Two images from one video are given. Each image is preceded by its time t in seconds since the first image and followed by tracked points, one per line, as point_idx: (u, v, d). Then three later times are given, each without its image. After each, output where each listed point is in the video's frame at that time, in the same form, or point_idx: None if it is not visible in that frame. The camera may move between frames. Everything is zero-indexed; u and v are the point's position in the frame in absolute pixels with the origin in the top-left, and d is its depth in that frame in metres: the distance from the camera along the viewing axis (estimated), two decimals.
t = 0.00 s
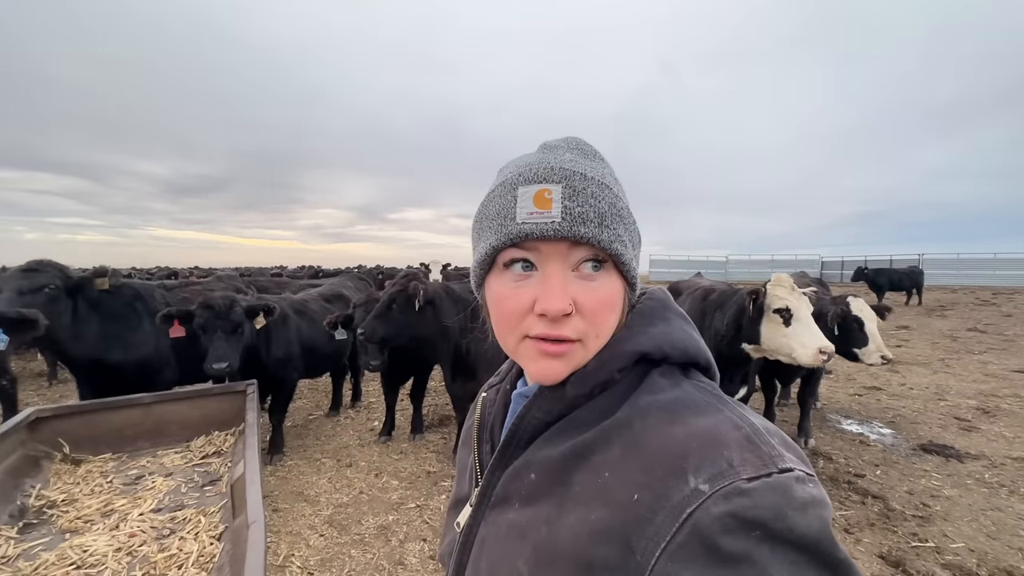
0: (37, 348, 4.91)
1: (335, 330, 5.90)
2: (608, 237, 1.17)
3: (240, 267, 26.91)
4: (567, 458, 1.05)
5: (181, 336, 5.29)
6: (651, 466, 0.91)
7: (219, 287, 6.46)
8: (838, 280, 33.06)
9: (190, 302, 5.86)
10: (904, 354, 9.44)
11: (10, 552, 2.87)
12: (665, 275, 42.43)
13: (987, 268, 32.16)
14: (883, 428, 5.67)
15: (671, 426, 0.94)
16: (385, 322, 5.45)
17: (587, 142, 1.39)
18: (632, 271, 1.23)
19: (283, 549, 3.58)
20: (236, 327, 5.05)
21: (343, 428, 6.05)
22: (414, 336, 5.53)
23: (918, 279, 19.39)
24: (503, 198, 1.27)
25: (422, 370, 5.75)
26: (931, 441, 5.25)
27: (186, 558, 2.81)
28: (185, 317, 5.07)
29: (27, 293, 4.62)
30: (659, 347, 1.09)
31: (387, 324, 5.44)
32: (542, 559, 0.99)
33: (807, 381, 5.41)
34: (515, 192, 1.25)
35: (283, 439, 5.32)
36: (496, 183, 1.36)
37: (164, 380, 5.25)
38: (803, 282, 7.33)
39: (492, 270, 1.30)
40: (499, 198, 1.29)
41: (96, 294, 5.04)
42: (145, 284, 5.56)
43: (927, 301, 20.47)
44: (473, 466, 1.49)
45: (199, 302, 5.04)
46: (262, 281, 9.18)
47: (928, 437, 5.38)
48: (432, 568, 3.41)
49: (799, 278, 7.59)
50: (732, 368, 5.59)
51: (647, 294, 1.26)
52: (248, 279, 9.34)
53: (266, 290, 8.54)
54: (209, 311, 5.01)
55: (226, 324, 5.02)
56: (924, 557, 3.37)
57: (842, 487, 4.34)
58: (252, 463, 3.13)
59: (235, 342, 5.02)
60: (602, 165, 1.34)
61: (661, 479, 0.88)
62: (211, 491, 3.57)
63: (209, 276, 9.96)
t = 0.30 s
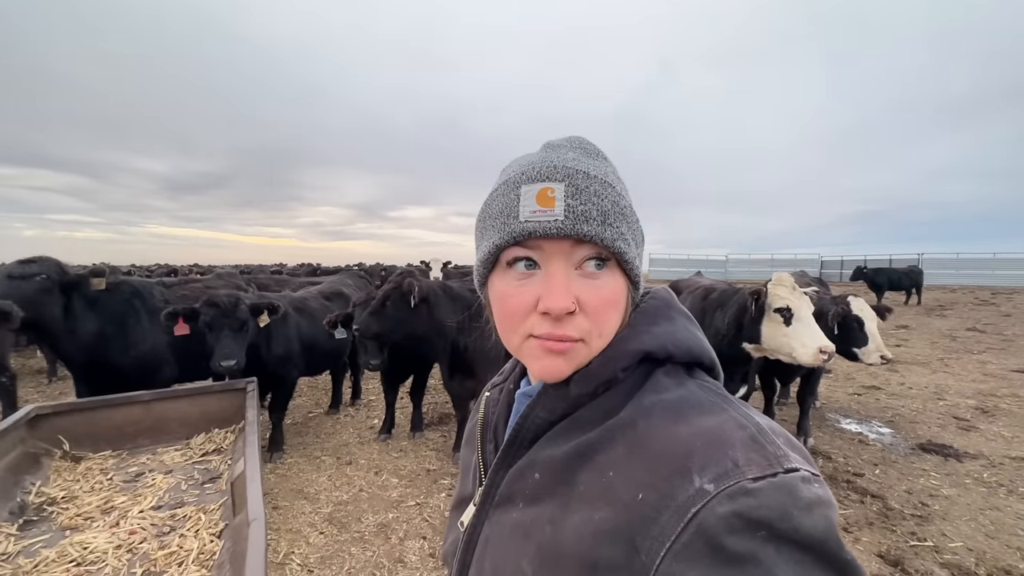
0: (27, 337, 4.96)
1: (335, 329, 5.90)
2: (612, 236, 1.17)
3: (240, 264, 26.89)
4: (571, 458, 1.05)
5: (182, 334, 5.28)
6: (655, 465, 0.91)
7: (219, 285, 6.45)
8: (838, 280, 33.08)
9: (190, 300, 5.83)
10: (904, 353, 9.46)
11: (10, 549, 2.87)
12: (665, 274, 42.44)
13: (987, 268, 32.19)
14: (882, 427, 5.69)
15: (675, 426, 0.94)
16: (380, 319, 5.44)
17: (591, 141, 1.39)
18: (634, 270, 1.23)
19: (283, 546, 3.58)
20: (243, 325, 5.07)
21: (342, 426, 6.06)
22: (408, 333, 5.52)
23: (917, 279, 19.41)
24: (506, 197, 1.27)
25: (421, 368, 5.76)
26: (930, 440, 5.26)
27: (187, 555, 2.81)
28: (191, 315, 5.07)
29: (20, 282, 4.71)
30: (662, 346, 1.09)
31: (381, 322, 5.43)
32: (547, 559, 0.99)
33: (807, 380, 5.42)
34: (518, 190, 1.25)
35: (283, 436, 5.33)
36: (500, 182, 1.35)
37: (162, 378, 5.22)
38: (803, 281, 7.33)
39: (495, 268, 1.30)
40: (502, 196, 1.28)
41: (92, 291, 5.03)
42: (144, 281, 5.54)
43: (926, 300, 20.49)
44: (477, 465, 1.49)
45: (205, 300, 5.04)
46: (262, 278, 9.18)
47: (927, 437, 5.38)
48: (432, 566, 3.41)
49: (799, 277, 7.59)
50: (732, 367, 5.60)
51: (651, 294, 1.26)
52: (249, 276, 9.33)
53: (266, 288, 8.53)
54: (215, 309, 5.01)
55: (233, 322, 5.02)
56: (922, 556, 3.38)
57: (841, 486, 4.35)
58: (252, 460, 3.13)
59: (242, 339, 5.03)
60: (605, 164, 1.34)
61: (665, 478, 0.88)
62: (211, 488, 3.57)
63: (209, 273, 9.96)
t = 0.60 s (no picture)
0: (20, 332, 4.92)
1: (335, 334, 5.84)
2: (601, 234, 1.16)
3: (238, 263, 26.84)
4: (567, 460, 1.05)
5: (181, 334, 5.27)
6: (652, 469, 0.91)
7: (218, 284, 6.44)
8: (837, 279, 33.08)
9: (189, 298, 5.82)
10: (902, 353, 9.47)
11: (9, 547, 2.87)
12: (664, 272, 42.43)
13: (985, 267, 32.22)
14: (880, 426, 5.70)
15: (672, 429, 0.94)
16: (377, 319, 5.41)
17: (592, 143, 1.38)
18: (629, 270, 1.21)
19: (282, 545, 3.58)
20: (246, 326, 5.07)
21: (342, 424, 6.06)
22: (404, 332, 5.51)
23: (916, 279, 19.43)
24: (500, 195, 1.27)
25: (420, 367, 5.76)
26: (928, 440, 5.28)
27: (186, 554, 2.81)
28: (193, 315, 5.07)
29: (20, 279, 4.68)
30: (660, 349, 1.08)
31: (377, 321, 5.41)
32: (543, 561, 1.00)
33: (805, 380, 5.42)
34: (511, 188, 1.25)
35: (282, 435, 5.33)
36: (497, 181, 1.36)
37: (160, 376, 5.22)
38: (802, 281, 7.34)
39: (489, 265, 1.31)
40: (497, 194, 1.29)
41: (90, 288, 5.01)
42: (142, 279, 5.52)
43: (925, 300, 20.51)
44: (475, 467, 1.49)
45: (208, 301, 5.03)
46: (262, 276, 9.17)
47: (925, 436, 5.39)
48: (431, 565, 3.42)
49: (799, 277, 7.60)
50: (730, 366, 5.60)
51: (649, 295, 1.26)
52: (248, 275, 9.32)
53: (265, 286, 8.53)
54: (218, 309, 5.00)
55: (236, 322, 5.02)
56: (920, 556, 3.39)
57: (840, 485, 4.36)
58: (252, 459, 3.13)
59: (245, 339, 5.04)
60: (603, 165, 1.32)
61: (661, 482, 0.89)
62: (210, 487, 3.57)
63: (208, 271, 9.94)
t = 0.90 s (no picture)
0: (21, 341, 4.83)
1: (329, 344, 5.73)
2: (579, 230, 1.15)
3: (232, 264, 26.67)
4: (564, 461, 1.05)
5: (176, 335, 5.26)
6: (648, 469, 0.91)
7: (212, 284, 6.42)
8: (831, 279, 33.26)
9: (183, 299, 5.79)
10: (896, 353, 9.54)
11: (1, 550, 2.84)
12: (659, 273, 42.53)
13: (977, 268, 32.49)
14: (874, 426, 5.74)
15: (668, 429, 0.94)
16: (371, 321, 5.42)
17: (584, 145, 1.37)
18: (615, 267, 1.19)
19: (278, 546, 3.57)
20: (244, 327, 5.06)
21: (338, 425, 6.04)
22: (398, 334, 5.51)
23: (910, 279, 19.57)
24: (485, 196, 1.30)
25: (416, 367, 5.77)
26: (921, 439, 5.32)
27: (181, 556, 2.80)
28: (191, 317, 5.05)
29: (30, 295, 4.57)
30: (655, 349, 1.09)
31: (371, 324, 5.41)
32: (541, 562, 1.00)
33: (800, 380, 5.44)
34: (494, 189, 1.28)
35: (278, 436, 5.31)
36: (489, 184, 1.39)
37: (154, 377, 5.20)
38: (797, 281, 7.38)
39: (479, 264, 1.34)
40: (484, 195, 1.32)
41: (84, 289, 4.96)
42: (135, 279, 5.48)
43: (918, 300, 20.66)
44: (473, 468, 1.49)
45: (206, 302, 5.02)
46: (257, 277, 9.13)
47: (919, 436, 5.43)
48: (428, 566, 3.41)
49: (793, 277, 7.64)
50: (726, 366, 5.63)
51: (645, 296, 1.26)
52: (243, 275, 9.29)
53: (260, 287, 8.49)
54: (216, 311, 4.99)
55: (234, 324, 5.01)
56: (913, 554, 3.42)
57: (834, 484, 4.39)
58: (247, 460, 3.11)
59: (243, 341, 5.03)
60: (592, 166, 1.32)
61: (657, 482, 0.89)
62: (205, 488, 3.55)
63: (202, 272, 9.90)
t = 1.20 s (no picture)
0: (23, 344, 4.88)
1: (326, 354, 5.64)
2: (542, 218, 1.20)
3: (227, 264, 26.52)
4: (566, 458, 1.06)
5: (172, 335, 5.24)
6: (650, 466, 0.92)
7: (206, 283, 6.39)
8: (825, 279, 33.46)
9: (179, 297, 5.76)
10: (890, 351, 9.61)
11: None
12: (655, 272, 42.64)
13: (969, 267, 32.79)
14: (868, 424, 5.78)
15: (670, 426, 0.95)
16: (368, 322, 5.41)
17: (589, 140, 1.38)
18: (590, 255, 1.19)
19: (275, 546, 3.56)
20: (243, 327, 5.06)
21: (334, 425, 6.03)
22: (395, 334, 5.48)
23: (903, 279, 19.71)
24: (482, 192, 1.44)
25: (414, 366, 5.78)
26: (915, 437, 5.36)
27: (178, 556, 2.79)
28: (189, 316, 5.02)
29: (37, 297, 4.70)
30: (657, 346, 1.10)
31: (367, 326, 5.40)
32: (543, 559, 1.00)
33: (795, 378, 5.47)
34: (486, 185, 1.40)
35: (274, 435, 5.29)
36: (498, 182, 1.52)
37: (150, 376, 5.17)
38: (792, 280, 7.43)
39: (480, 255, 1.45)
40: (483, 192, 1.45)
41: (81, 289, 5.00)
42: (130, 278, 5.44)
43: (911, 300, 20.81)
44: (474, 464, 1.49)
45: (204, 302, 5.00)
46: (252, 276, 9.10)
47: (912, 433, 5.48)
48: (426, 565, 3.41)
49: (789, 276, 7.69)
50: (722, 365, 5.66)
51: (648, 292, 1.26)
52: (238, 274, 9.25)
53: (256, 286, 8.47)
54: (214, 311, 4.98)
55: (233, 324, 5.00)
56: (907, 550, 3.45)
57: (829, 481, 4.42)
58: (245, 460, 3.10)
59: (242, 341, 5.03)
60: (588, 157, 1.33)
61: (660, 479, 0.90)
62: (201, 488, 3.54)
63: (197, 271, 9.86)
